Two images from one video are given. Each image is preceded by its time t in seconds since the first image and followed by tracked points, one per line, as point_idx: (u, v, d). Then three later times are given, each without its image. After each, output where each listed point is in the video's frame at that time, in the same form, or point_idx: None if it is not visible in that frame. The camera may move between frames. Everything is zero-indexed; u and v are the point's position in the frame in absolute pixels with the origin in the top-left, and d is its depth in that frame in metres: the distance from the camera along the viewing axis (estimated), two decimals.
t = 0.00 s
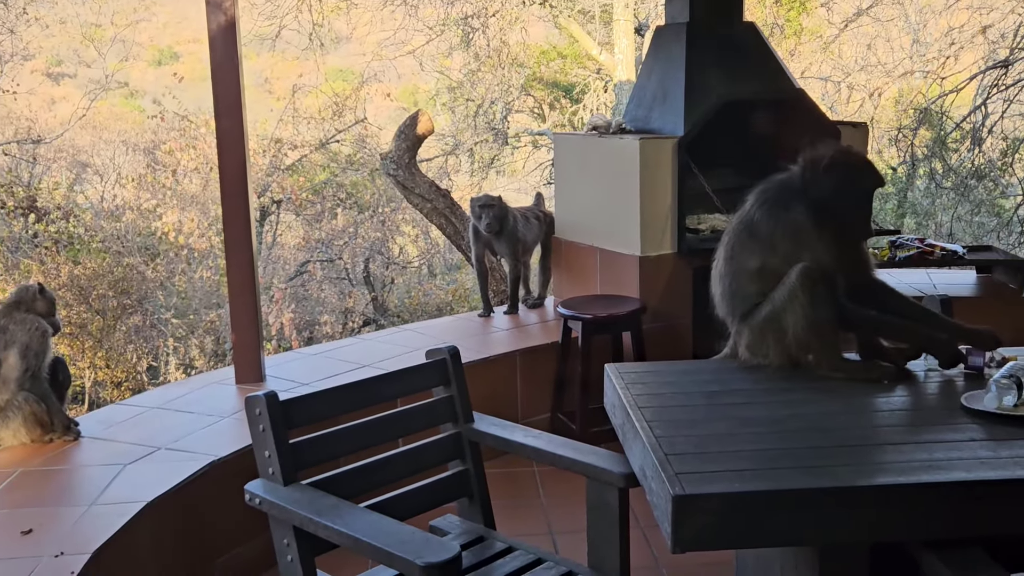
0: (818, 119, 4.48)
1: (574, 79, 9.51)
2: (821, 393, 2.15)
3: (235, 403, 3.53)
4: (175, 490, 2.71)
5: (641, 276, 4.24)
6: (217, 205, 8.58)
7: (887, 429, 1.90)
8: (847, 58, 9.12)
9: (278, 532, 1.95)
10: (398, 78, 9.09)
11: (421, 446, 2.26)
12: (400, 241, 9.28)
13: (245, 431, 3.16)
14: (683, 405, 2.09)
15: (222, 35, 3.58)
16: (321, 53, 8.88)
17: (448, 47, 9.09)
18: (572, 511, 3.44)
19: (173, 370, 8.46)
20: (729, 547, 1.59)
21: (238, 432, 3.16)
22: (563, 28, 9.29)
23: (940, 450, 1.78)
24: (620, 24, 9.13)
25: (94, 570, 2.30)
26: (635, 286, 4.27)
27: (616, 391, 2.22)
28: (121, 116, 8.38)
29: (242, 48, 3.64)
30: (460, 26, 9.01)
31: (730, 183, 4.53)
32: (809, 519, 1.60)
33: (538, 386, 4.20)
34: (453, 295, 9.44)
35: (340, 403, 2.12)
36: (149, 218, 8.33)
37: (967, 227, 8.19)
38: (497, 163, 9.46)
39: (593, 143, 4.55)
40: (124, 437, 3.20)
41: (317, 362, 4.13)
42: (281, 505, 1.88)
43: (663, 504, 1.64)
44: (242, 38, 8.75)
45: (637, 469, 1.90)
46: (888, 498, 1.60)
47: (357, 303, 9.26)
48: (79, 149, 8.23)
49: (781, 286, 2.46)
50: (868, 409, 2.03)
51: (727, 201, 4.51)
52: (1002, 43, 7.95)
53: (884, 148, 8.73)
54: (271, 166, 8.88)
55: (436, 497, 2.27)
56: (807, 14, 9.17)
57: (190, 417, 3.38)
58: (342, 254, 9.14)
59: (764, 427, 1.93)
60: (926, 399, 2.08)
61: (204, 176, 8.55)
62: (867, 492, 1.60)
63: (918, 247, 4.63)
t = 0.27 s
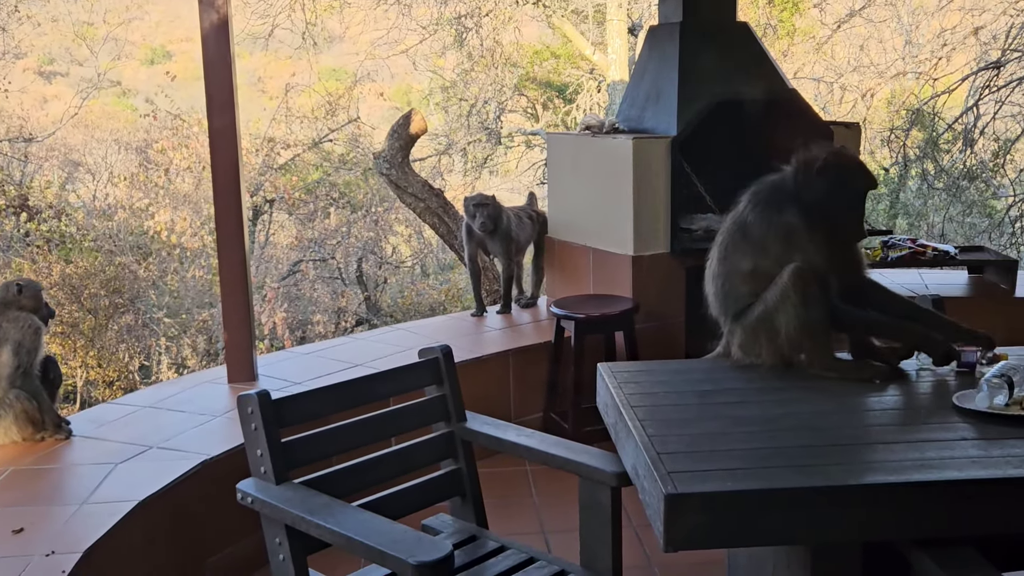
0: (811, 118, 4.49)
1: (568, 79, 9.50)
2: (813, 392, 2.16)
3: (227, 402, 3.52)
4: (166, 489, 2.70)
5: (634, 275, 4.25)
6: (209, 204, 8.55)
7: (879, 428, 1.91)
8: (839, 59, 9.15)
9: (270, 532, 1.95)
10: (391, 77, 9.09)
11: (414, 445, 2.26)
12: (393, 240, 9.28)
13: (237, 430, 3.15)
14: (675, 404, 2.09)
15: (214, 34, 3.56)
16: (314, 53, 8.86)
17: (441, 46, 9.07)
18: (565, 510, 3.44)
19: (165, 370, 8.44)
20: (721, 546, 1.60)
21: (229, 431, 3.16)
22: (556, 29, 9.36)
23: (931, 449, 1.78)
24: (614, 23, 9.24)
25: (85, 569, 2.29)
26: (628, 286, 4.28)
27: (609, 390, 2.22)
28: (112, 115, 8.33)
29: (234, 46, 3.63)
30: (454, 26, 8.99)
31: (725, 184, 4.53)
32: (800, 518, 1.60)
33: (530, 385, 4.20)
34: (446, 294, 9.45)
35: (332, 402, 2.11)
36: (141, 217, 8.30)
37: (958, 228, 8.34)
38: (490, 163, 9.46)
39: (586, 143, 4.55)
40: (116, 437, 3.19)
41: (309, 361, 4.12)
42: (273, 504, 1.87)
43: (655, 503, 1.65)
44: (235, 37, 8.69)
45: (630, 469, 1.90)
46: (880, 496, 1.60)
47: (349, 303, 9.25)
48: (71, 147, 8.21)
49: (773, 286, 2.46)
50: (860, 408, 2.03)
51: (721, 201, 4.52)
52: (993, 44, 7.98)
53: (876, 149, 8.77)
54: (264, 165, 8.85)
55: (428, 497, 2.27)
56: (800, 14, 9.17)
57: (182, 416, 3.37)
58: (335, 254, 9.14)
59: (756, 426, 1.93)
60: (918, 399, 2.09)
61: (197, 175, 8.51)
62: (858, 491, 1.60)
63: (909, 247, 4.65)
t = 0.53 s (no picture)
0: (806, 119, 4.46)
1: (563, 78, 9.49)
2: (808, 391, 2.16)
3: (220, 401, 3.51)
4: (160, 488, 2.69)
5: (628, 274, 4.25)
6: (203, 203, 8.53)
7: (873, 427, 1.91)
8: (834, 59, 9.16)
9: (264, 531, 1.95)
10: (386, 76, 9.08)
11: (408, 444, 2.25)
12: (388, 240, 9.27)
13: (231, 429, 3.15)
14: (669, 403, 2.10)
15: (209, 32, 3.56)
16: (309, 51, 8.85)
17: (436, 45, 9.07)
18: (559, 509, 3.44)
19: (159, 369, 8.41)
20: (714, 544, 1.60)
21: (224, 430, 3.15)
22: (551, 28, 9.35)
23: (925, 448, 1.79)
24: (608, 23, 9.12)
25: (77, 568, 2.28)
26: (623, 285, 4.28)
27: (604, 389, 2.22)
28: (107, 113, 8.32)
29: (229, 44, 3.62)
30: (449, 25, 8.99)
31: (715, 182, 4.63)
32: (794, 516, 1.60)
33: (524, 384, 4.20)
34: (441, 294, 9.44)
35: (327, 401, 2.11)
36: (135, 215, 8.28)
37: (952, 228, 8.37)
38: (485, 163, 9.45)
39: (581, 142, 4.55)
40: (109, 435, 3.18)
41: (304, 360, 4.11)
42: (267, 502, 1.87)
43: (649, 502, 1.65)
44: (230, 35, 8.72)
45: (624, 467, 1.91)
46: (873, 494, 1.61)
47: (344, 302, 9.24)
48: (64, 146, 8.18)
49: (766, 286, 2.44)
50: (854, 407, 2.04)
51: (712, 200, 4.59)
52: (987, 45, 7.99)
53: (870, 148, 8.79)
54: (259, 164, 8.85)
55: (422, 496, 2.26)
56: (795, 14, 9.21)
57: (175, 415, 3.36)
58: (329, 253, 9.11)
59: (751, 425, 1.94)
60: (911, 397, 2.10)
61: (191, 173, 8.47)
62: (851, 489, 1.60)
63: (903, 247, 4.67)
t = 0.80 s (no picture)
0: (801, 119, 4.49)
1: (559, 78, 9.47)
2: (803, 391, 2.16)
3: (215, 400, 3.50)
4: (155, 486, 2.69)
5: (624, 273, 4.25)
6: (199, 201, 8.54)
7: (868, 427, 1.91)
8: (830, 59, 9.17)
9: (258, 530, 1.94)
10: (382, 75, 9.07)
11: (403, 443, 2.25)
12: (383, 239, 9.26)
13: (226, 428, 3.14)
14: (665, 402, 2.10)
15: (204, 30, 3.55)
16: (304, 50, 8.84)
17: (432, 44, 9.07)
18: (554, 508, 3.44)
19: (154, 368, 8.39)
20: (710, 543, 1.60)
21: (219, 429, 3.14)
22: (547, 27, 9.35)
23: (920, 447, 1.79)
24: (604, 22, 9.21)
25: (71, 567, 2.27)
26: (619, 284, 4.28)
27: (599, 388, 2.22)
28: (102, 111, 8.29)
29: (224, 43, 3.61)
30: (445, 24, 8.99)
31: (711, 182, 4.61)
32: (789, 516, 1.60)
33: (520, 383, 4.20)
34: (436, 293, 9.45)
35: (322, 400, 2.11)
36: (130, 214, 8.26)
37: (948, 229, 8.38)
38: (481, 162, 9.45)
39: (576, 141, 4.55)
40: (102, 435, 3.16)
41: (299, 359, 4.10)
42: (261, 502, 1.86)
43: (645, 501, 1.65)
44: (225, 34, 8.71)
45: (620, 467, 1.90)
46: (869, 494, 1.61)
47: (339, 301, 9.23)
48: (59, 144, 8.15)
49: (760, 286, 2.44)
50: (850, 406, 2.04)
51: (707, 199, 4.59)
52: (982, 45, 8.01)
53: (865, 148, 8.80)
54: (254, 162, 8.82)
55: (418, 495, 2.26)
56: (791, 14, 9.19)
57: (170, 414, 3.35)
58: (325, 251, 9.10)
59: (747, 424, 1.94)
60: (906, 397, 2.10)
61: (186, 173, 8.49)
62: (847, 489, 1.61)
63: (898, 247, 4.68)
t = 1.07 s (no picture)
0: (799, 120, 4.49)
1: (555, 77, 9.45)
2: (800, 390, 2.16)
3: (211, 399, 3.50)
4: (150, 486, 2.68)
5: (620, 272, 4.25)
6: (194, 199, 8.53)
7: (864, 426, 1.91)
8: (826, 59, 9.19)
9: (254, 529, 1.94)
10: (378, 74, 9.06)
11: (399, 442, 2.25)
12: (379, 238, 9.26)
13: (222, 427, 3.14)
14: (662, 401, 2.10)
15: (200, 28, 3.54)
16: (301, 49, 8.83)
17: (428, 43, 9.05)
18: (550, 508, 3.44)
19: (150, 367, 8.39)
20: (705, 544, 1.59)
21: (214, 428, 3.14)
22: (544, 26, 9.35)
23: (917, 447, 1.79)
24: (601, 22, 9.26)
25: (66, 566, 2.27)
26: (615, 284, 4.28)
27: (596, 387, 2.22)
28: (98, 110, 8.27)
29: (220, 41, 3.60)
30: (442, 23, 8.99)
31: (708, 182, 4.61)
32: (785, 516, 1.60)
33: (516, 382, 4.20)
34: (432, 292, 9.45)
35: (317, 399, 2.10)
36: (126, 213, 8.24)
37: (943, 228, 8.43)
38: (477, 161, 9.43)
39: (573, 140, 4.54)
40: (99, 434, 3.15)
41: (294, 358, 4.09)
42: (257, 501, 1.86)
43: (642, 501, 1.65)
44: (221, 32, 8.70)
45: (616, 466, 1.91)
46: (864, 494, 1.61)
47: (335, 300, 9.23)
48: (55, 142, 8.13)
49: (756, 286, 2.44)
50: (846, 406, 2.04)
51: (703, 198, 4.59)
52: (978, 46, 8.02)
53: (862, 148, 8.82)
54: (250, 161, 8.80)
55: (414, 494, 2.26)
56: (787, 14, 9.22)
57: (166, 413, 3.35)
58: (321, 250, 9.10)
59: (742, 424, 1.94)
60: (901, 397, 2.10)
61: (182, 171, 8.44)
62: (841, 489, 1.61)
63: (894, 247, 4.69)
